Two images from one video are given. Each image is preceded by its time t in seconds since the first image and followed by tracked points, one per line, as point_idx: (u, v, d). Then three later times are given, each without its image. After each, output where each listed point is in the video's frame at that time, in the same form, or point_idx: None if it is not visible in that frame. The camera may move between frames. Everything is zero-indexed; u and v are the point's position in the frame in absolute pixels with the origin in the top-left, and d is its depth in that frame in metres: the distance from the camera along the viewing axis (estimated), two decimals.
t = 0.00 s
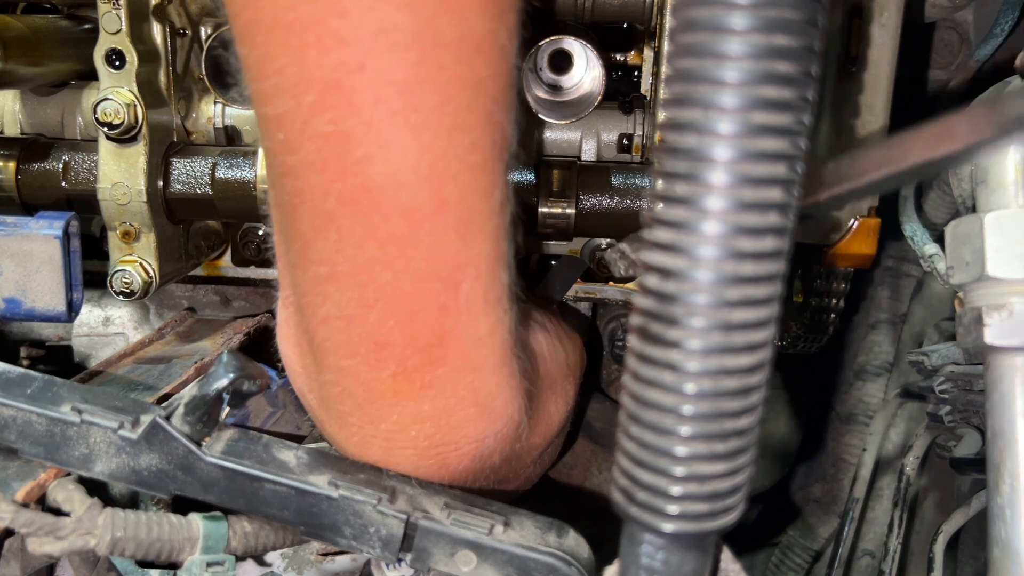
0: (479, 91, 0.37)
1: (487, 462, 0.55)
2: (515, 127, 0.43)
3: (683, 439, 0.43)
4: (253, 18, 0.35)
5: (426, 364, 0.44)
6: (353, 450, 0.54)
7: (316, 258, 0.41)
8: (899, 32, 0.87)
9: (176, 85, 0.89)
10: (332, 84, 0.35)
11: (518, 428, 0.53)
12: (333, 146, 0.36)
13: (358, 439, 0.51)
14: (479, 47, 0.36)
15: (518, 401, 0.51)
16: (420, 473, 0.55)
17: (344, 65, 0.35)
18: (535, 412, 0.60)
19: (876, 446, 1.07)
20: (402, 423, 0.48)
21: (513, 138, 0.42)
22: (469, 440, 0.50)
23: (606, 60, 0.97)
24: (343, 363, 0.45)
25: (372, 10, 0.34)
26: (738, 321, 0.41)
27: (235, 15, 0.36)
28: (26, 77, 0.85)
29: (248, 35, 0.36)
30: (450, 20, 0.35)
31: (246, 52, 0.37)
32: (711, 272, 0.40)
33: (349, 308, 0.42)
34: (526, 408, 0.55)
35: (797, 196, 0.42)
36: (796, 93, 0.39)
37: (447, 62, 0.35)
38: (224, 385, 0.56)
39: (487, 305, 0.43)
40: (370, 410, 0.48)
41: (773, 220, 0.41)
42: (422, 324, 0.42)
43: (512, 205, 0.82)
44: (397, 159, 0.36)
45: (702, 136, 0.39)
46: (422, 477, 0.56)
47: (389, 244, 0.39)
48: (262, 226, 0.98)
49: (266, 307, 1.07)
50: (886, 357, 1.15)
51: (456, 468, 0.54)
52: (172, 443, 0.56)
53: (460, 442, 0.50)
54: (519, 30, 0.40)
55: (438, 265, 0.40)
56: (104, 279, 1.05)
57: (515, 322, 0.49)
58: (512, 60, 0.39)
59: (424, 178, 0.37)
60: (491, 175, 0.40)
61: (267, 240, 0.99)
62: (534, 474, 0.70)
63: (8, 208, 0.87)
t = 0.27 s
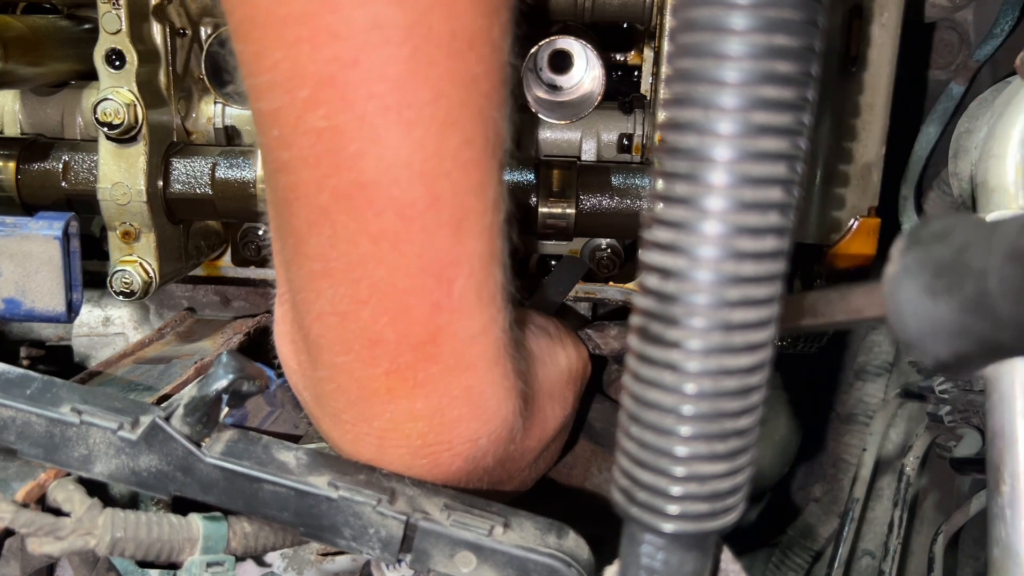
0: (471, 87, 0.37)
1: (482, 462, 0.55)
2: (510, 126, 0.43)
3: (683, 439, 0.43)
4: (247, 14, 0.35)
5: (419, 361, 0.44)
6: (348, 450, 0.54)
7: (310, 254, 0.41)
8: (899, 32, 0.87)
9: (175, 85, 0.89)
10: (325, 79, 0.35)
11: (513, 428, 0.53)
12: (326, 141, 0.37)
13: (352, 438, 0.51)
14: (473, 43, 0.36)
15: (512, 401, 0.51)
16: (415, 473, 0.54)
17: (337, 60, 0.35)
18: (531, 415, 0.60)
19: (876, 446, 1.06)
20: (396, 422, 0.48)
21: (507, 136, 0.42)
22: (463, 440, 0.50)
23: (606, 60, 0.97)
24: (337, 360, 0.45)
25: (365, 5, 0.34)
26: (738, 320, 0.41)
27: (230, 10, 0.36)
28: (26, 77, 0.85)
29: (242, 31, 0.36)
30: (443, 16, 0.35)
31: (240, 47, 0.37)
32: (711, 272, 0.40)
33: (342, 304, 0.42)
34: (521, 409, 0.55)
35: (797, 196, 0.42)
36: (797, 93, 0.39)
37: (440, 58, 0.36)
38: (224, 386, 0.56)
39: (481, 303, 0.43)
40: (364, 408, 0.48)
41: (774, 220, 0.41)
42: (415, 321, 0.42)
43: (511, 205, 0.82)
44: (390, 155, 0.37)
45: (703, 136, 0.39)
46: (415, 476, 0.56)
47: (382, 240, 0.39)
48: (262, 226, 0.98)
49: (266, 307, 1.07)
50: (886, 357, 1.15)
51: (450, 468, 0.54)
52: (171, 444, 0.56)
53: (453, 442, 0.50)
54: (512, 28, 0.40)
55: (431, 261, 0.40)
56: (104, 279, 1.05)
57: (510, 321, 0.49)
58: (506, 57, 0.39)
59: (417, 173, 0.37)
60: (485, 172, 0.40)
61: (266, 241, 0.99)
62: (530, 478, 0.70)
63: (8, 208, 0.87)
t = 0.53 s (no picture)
0: (467, 89, 0.37)
1: (480, 463, 0.55)
2: (507, 126, 0.43)
3: (683, 440, 0.43)
4: (244, 14, 0.35)
5: (416, 362, 0.44)
6: (346, 451, 0.54)
7: (308, 254, 0.41)
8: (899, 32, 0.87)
9: (175, 85, 0.89)
10: (322, 80, 0.35)
11: (511, 429, 0.53)
12: (323, 142, 0.37)
13: (350, 439, 0.51)
14: (469, 44, 0.36)
15: (510, 402, 0.51)
16: (413, 474, 0.54)
17: (334, 60, 0.35)
18: (530, 414, 0.60)
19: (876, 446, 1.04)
20: (394, 423, 0.48)
21: (504, 136, 0.42)
22: (461, 441, 0.50)
23: (606, 60, 0.97)
24: (335, 361, 0.45)
25: (361, 6, 0.34)
26: (738, 321, 0.41)
27: (227, 10, 0.36)
28: (26, 77, 0.85)
29: (239, 31, 0.36)
30: (439, 16, 0.35)
31: (238, 48, 0.37)
32: (711, 273, 0.40)
33: (340, 305, 0.42)
34: (520, 410, 0.55)
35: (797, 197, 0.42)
36: (796, 93, 0.39)
37: (436, 58, 0.35)
38: (224, 387, 0.56)
39: (478, 304, 0.43)
40: (361, 409, 0.48)
41: (773, 220, 0.41)
42: (412, 322, 0.42)
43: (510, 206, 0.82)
44: (387, 155, 0.37)
45: (703, 136, 0.39)
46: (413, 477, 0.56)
47: (379, 241, 0.39)
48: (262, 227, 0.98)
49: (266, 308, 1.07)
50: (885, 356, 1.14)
51: (448, 469, 0.54)
52: (171, 445, 0.56)
53: (451, 443, 0.50)
54: (509, 29, 0.40)
55: (428, 262, 0.40)
56: (104, 279, 1.05)
57: (507, 322, 0.49)
58: (502, 57, 0.39)
59: (413, 175, 0.37)
60: (482, 172, 0.40)
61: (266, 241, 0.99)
62: (529, 478, 0.70)
63: (8, 208, 0.87)
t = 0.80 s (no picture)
0: (465, 85, 0.37)
1: (480, 462, 0.55)
2: (506, 124, 0.43)
3: (683, 439, 0.43)
4: (243, 11, 0.35)
5: (415, 360, 0.44)
6: (346, 450, 0.54)
7: (306, 252, 0.41)
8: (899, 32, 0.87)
9: (175, 85, 0.89)
10: (319, 76, 0.35)
11: (510, 428, 0.53)
12: (321, 138, 0.37)
13: (349, 437, 0.51)
14: (466, 41, 0.36)
15: (510, 400, 0.51)
16: (413, 472, 0.54)
17: (331, 57, 0.35)
18: (530, 412, 0.60)
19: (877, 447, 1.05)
20: (393, 421, 0.48)
21: (503, 134, 0.42)
22: (460, 439, 0.50)
23: (606, 60, 0.97)
24: (334, 359, 0.45)
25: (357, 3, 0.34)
26: (738, 320, 0.41)
27: (227, 7, 0.36)
28: (26, 77, 0.85)
29: (238, 28, 0.36)
30: (436, 13, 0.35)
31: (237, 45, 0.37)
32: (711, 272, 0.40)
33: (338, 303, 0.42)
34: (519, 408, 0.55)
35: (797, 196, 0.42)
36: (797, 93, 0.39)
37: (433, 55, 0.35)
38: (224, 386, 0.56)
39: (477, 301, 0.43)
40: (360, 407, 0.48)
41: (773, 219, 0.41)
42: (410, 319, 0.42)
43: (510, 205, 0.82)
44: (385, 152, 0.37)
45: (703, 135, 0.39)
46: (412, 476, 0.56)
47: (377, 238, 0.39)
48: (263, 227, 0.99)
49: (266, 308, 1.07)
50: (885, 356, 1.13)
51: (447, 468, 0.54)
52: (171, 444, 0.56)
53: (451, 442, 0.50)
54: (507, 25, 0.40)
55: (426, 259, 0.40)
56: (104, 279, 1.05)
57: (506, 320, 0.49)
58: (500, 54, 0.39)
59: (411, 171, 0.37)
60: (480, 170, 0.40)
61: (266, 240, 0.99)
62: (530, 477, 0.70)
63: (8, 208, 0.87)
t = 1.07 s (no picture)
0: (461, 85, 0.37)
1: (479, 462, 0.55)
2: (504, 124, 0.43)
3: (683, 439, 0.43)
4: (240, 12, 0.35)
5: (413, 360, 0.44)
6: (346, 450, 0.54)
7: (304, 252, 0.41)
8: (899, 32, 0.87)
9: (175, 85, 0.89)
10: (316, 77, 0.35)
11: (509, 428, 0.53)
12: (318, 138, 0.37)
13: (349, 437, 0.51)
14: (463, 41, 0.36)
15: (509, 400, 0.51)
16: (413, 473, 0.54)
17: (327, 57, 0.35)
18: (530, 412, 0.60)
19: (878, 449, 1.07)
20: (391, 421, 0.48)
21: (500, 133, 0.42)
22: (459, 439, 0.50)
23: (606, 60, 0.97)
24: (333, 359, 0.45)
25: (353, 3, 0.34)
26: (738, 321, 0.41)
27: (224, 8, 0.36)
28: (26, 77, 0.85)
29: (235, 28, 0.36)
30: (431, 13, 0.35)
31: (234, 45, 0.37)
32: (711, 273, 0.40)
33: (336, 303, 0.42)
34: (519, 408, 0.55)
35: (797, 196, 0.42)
36: (796, 93, 0.39)
37: (429, 55, 0.35)
38: (224, 386, 0.56)
39: (475, 301, 0.43)
40: (359, 407, 0.48)
41: (773, 220, 0.41)
42: (408, 319, 0.42)
43: (510, 205, 0.82)
44: (382, 152, 0.37)
45: (702, 136, 0.39)
46: (411, 476, 0.56)
47: (374, 238, 0.39)
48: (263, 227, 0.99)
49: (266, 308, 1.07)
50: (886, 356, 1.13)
51: (447, 468, 0.54)
52: (171, 444, 0.56)
53: (450, 442, 0.50)
54: (505, 25, 0.40)
55: (424, 259, 0.40)
56: (104, 279, 1.05)
57: (505, 320, 0.49)
58: (497, 54, 0.39)
59: (408, 171, 0.37)
60: (477, 170, 0.40)
61: (265, 240, 0.99)
62: (530, 477, 0.70)
63: (8, 208, 0.87)
